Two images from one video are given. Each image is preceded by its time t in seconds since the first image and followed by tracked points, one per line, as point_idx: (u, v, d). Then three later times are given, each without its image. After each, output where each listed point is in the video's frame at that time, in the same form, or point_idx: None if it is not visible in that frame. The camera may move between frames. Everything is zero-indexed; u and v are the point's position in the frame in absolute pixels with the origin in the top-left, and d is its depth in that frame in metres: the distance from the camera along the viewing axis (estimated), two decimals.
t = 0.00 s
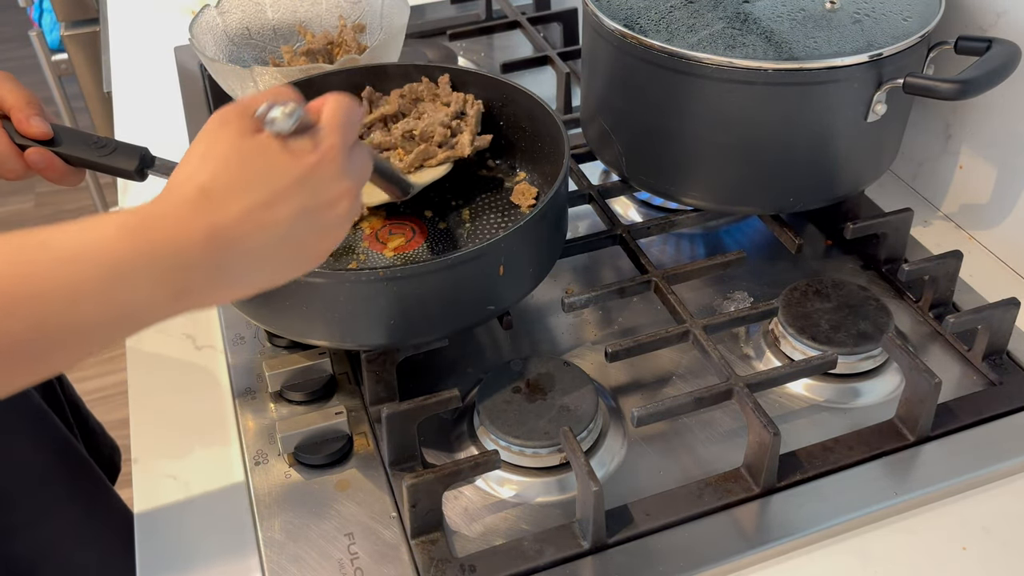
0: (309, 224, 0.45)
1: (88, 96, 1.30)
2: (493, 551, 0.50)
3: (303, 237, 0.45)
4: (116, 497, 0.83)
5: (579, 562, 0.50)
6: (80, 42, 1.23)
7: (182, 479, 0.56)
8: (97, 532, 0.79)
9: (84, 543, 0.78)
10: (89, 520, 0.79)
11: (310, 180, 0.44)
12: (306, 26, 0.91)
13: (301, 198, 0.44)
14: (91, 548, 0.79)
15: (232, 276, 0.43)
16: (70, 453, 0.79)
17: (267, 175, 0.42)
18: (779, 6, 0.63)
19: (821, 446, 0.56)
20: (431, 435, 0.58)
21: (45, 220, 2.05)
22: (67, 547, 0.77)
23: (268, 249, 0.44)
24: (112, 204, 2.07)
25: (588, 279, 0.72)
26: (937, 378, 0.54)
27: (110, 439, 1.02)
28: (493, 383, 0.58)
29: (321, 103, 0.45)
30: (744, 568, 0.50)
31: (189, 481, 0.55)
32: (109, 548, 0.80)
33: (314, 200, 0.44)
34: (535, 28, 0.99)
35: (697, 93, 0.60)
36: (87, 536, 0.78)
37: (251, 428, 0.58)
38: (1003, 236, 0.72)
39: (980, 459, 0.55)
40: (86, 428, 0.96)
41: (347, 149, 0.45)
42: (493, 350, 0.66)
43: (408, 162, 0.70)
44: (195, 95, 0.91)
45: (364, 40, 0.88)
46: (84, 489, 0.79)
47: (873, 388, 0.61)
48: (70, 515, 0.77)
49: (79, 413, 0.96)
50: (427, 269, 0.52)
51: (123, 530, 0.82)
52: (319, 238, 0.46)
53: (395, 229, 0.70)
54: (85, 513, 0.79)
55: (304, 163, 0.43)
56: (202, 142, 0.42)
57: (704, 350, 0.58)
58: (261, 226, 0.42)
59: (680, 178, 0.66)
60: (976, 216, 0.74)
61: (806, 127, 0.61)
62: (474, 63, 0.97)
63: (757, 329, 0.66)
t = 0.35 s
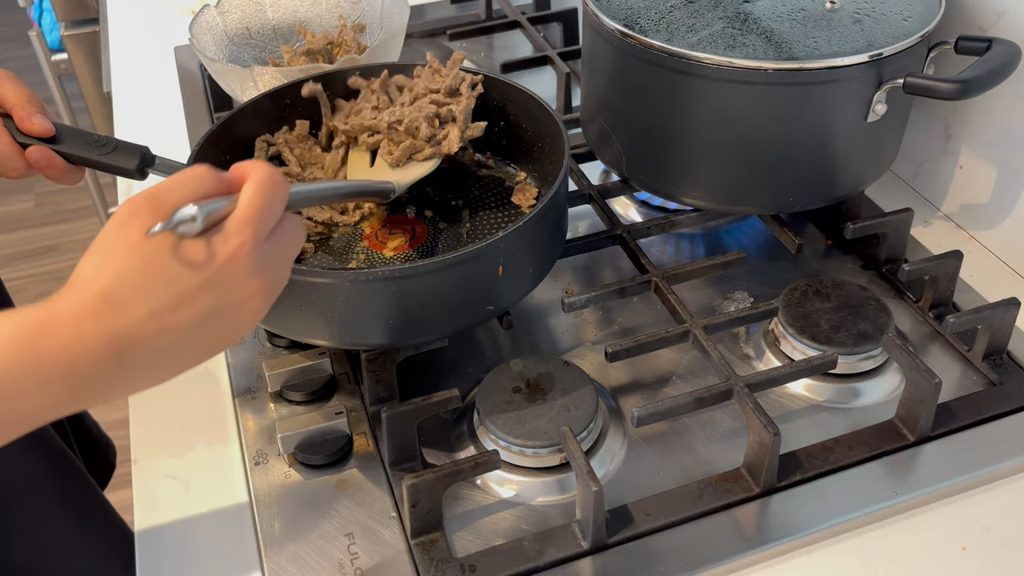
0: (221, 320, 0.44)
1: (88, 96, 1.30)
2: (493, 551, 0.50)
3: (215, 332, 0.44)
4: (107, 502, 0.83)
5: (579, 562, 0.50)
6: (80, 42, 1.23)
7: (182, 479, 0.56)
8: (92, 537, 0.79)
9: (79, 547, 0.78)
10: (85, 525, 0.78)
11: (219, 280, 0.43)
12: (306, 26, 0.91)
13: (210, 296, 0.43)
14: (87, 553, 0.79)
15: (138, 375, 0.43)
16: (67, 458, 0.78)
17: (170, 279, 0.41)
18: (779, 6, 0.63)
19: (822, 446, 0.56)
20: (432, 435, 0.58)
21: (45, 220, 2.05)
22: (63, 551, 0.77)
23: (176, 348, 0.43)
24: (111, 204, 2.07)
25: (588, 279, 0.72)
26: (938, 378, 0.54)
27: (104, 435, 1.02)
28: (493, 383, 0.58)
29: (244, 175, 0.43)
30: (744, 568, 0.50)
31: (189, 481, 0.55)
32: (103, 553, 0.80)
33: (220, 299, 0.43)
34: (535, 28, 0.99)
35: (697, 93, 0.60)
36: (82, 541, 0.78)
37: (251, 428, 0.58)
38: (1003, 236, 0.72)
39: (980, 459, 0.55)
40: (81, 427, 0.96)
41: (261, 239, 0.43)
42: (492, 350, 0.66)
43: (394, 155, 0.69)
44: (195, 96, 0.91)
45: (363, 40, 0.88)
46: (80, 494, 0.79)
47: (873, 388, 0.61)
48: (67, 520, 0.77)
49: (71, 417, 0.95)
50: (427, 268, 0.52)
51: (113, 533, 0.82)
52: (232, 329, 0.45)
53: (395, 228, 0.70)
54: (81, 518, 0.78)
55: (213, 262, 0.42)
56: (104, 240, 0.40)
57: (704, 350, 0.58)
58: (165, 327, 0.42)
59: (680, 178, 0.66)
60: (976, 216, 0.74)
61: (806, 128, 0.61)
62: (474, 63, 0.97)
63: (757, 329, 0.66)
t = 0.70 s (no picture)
0: (135, 240, 0.43)
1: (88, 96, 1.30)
2: (493, 551, 0.50)
3: (134, 254, 0.43)
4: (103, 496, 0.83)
5: (579, 562, 0.50)
6: (80, 42, 1.23)
7: (183, 479, 0.56)
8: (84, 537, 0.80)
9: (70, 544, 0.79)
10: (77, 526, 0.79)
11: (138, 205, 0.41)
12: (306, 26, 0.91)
13: (119, 219, 0.41)
14: (79, 550, 0.80)
15: (49, 312, 0.42)
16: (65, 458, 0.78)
17: (68, 202, 0.39)
18: (779, 6, 0.63)
19: (821, 446, 0.56)
20: (432, 434, 0.58)
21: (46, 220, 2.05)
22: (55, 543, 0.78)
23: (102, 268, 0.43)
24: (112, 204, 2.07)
25: (588, 279, 0.72)
26: (938, 378, 0.54)
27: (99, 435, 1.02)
28: (493, 383, 0.58)
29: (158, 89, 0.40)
30: (744, 568, 0.50)
31: (189, 481, 0.55)
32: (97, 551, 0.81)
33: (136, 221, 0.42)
34: (535, 28, 0.99)
35: (697, 93, 0.60)
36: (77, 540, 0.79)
37: (251, 428, 0.58)
38: (1003, 236, 0.72)
39: (980, 459, 0.55)
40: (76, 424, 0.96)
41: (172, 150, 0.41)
42: (492, 350, 0.66)
43: (367, 97, 0.69)
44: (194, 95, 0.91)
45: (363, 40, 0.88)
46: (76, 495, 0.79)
47: (873, 388, 0.61)
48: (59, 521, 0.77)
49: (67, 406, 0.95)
50: (427, 268, 0.52)
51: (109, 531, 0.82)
52: (154, 249, 0.44)
53: (395, 228, 0.70)
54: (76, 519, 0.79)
55: (128, 188, 0.40)
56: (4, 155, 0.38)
57: (704, 350, 0.58)
58: (76, 253, 0.41)
59: (680, 178, 0.66)
60: (976, 216, 0.74)
61: (805, 128, 0.61)
62: (474, 64, 0.97)
63: (757, 329, 0.66)
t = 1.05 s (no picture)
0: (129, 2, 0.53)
1: (88, 95, 1.30)
2: (493, 551, 0.50)
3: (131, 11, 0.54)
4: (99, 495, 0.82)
5: (579, 562, 0.50)
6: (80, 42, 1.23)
7: (182, 479, 0.56)
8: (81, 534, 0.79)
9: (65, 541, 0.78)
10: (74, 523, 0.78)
11: None
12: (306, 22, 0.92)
13: None
14: (74, 547, 0.79)
15: None
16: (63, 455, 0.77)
17: None
18: (779, 6, 0.63)
19: (822, 446, 0.56)
20: (432, 434, 0.58)
21: (45, 220, 2.05)
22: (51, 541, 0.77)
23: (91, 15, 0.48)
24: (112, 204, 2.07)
25: (588, 280, 0.72)
26: (937, 378, 0.54)
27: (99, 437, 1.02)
28: (493, 383, 0.58)
29: None
30: (744, 568, 0.50)
31: (189, 481, 0.55)
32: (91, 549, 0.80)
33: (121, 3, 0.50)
34: (535, 28, 0.99)
35: (697, 93, 0.60)
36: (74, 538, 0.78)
37: (251, 428, 0.58)
38: (1002, 236, 0.72)
39: (980, 459, 0.55)
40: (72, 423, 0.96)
41: None
42: (492, 350, 0.66)
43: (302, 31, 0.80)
44: (195, 96, 0.91)
45: (364, 43, 0.88)
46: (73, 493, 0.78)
47: (873, 388, 0.61)
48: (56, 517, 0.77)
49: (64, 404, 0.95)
50: (426, 268, 0.52)
51: (103, 528, 0.81)
52: None
53: (395, 228, 0.70)
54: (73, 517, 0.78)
55: None
56: None
57: (704, 350, 0.58)
58: None
59: (680, 178, 0.66)
60: (976, 216, 0.74)
61: (805, 127, 0.61)
62: (474, 64, 0.97)
63: (757, 329, 0.66)
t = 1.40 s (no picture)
0: None
1: (87, 95, 1.30)
2: (493, 551, 0.50)
3: None
4: (93, 499, 0.82)
5: (579, 562, 0.50)
6: (80, 42, 1.23)
7: (182, 479, 0.56)
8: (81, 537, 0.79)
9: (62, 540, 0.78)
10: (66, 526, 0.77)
11: None
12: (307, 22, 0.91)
13: None
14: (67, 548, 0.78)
15: None
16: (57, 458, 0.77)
17: None
18: (779, 6, 0.63)
19: (821, 446, 0.56)
20: (432, 434, 0.58)
21: (45, 221, 2.05)
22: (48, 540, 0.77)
23: None
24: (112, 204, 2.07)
25: (588, 280, 0.72)
26: (937, 378, 0.54)
27: (99, 448, 1.02)
28: (493, 383, 0.58)
29: None
30: (744, 568, 0.50)
31: (188, 480, 0.55)
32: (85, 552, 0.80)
33: None
34: (535, 28, 0.99)
35: (697, 93, 0.60)
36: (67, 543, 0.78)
37: (251, 428, 0.58)
38: (1003, 236, 0.72)
39: (981, 459, 0.55)
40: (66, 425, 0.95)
41: None
42: (492, 350, 0.66)
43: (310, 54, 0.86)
44: (194, 95, 0.91)
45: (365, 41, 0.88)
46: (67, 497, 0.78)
47: (873, 388, 0.61)
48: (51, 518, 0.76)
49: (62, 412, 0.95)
50: (426, 268, 0.52)
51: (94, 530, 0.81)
52: None
53: (396, 228, 0.70)
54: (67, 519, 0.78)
55: None
56: None
57: (704, 351, 0.58)
58: None
59: (681, 178, 0.66)
60: (976, 216, 0.74)
61: (806, 127, 0.61)
62: (474, 64, 0.97)
63: (757, 329, 0.66)
